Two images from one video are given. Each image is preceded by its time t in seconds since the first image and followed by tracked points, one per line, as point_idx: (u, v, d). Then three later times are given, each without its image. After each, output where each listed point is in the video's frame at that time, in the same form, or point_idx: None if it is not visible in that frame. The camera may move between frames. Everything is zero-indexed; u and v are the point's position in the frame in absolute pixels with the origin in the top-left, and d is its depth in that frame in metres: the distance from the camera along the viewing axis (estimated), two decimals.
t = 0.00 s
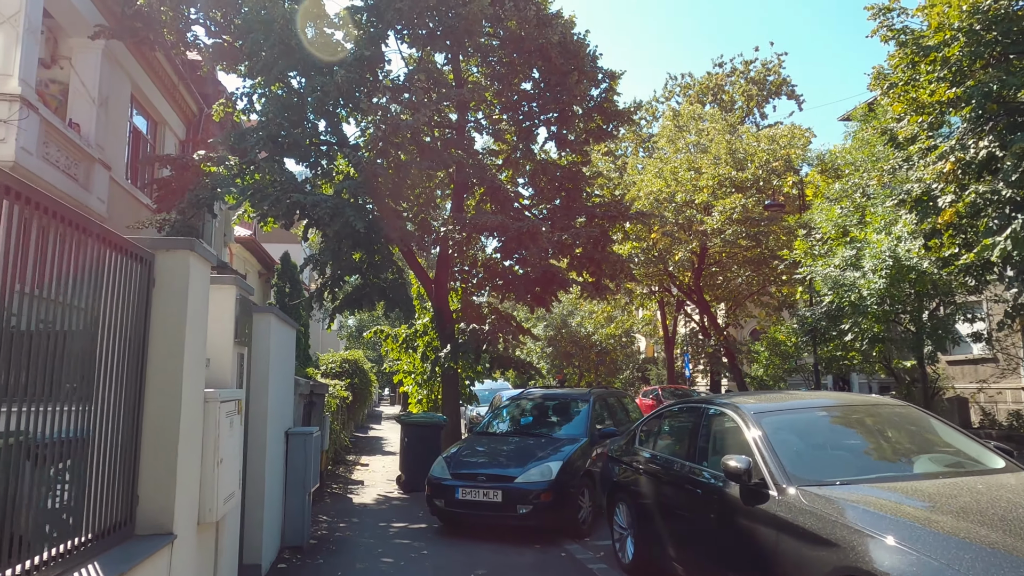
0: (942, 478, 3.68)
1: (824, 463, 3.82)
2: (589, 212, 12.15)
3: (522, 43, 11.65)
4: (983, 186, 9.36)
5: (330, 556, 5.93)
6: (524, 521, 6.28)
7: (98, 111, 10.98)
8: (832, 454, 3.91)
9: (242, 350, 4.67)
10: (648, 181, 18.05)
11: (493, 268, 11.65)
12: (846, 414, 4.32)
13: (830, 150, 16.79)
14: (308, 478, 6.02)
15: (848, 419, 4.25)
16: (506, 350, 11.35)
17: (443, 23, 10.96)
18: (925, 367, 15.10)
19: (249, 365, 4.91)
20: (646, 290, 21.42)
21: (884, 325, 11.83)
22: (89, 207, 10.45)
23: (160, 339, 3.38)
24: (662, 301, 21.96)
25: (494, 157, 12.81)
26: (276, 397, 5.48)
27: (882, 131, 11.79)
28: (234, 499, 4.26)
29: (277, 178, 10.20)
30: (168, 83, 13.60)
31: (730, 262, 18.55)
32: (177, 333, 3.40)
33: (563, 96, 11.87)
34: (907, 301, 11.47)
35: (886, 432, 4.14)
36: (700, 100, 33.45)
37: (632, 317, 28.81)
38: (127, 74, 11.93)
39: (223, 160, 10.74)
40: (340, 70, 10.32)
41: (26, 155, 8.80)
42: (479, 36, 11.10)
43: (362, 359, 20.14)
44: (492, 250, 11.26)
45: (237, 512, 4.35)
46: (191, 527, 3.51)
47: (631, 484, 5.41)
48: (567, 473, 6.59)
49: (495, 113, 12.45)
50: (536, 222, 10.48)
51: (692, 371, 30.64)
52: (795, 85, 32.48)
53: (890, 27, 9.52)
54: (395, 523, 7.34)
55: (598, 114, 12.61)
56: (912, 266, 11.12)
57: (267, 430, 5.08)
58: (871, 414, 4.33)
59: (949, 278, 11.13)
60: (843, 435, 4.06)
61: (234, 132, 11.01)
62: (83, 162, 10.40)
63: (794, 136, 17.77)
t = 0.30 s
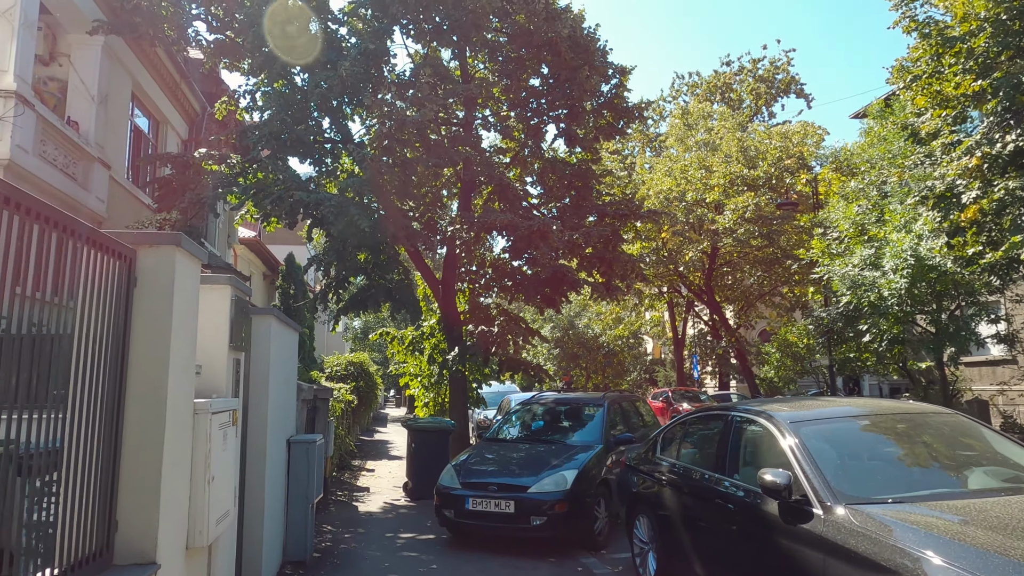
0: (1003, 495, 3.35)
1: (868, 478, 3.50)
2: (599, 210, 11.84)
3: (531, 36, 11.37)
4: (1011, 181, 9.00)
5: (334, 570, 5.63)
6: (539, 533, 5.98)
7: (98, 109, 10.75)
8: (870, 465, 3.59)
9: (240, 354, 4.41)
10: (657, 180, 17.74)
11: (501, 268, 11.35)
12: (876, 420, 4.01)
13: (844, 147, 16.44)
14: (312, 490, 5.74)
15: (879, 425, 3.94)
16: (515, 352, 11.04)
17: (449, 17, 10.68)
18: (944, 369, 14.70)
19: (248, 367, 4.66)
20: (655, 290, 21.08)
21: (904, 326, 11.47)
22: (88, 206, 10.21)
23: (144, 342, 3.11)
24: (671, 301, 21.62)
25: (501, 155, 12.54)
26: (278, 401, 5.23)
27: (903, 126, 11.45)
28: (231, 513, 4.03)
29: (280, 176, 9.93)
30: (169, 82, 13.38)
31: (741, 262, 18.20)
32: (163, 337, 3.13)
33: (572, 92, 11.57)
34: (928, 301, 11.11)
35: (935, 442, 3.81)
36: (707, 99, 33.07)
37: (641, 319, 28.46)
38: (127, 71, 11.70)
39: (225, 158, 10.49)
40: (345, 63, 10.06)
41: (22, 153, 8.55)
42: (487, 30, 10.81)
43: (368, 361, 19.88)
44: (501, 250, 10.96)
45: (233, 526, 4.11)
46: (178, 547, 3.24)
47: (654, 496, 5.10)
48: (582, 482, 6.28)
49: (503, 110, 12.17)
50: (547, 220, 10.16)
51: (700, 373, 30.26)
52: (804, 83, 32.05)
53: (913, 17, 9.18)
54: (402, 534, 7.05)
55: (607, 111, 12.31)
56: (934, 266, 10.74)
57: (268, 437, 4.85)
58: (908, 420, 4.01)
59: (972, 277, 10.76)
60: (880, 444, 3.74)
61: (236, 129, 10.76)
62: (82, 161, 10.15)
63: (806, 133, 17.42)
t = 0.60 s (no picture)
0: None
1: (933, 481, 3.17)
2: (612, 205, 11.51)
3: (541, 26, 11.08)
4: None
5: None
6: (558, 539, 5.67)
7: (99, 103, 10.50)
8: (930, 467, 3.26)
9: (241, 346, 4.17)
10: (669, 176, 17.40)
11: (512, 264, 11.04)
12: (936, 418, 3.66)
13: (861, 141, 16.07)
14: (320, 495, 5.46)
15: (937, 424, 3.59)
16: (527, 351, 10.73)
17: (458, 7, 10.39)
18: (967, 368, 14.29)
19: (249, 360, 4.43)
20: (666, 288, 20.72)
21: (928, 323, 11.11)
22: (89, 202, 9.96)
23: (130, 330, 2.85)
24: (683, 300, 21.28)
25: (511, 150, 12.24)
26: (283, 397, 4.99)
27: (927, 116, 11.09)
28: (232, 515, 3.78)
29: (285, 171, 9.66)
30: (172, 78, 13.15)
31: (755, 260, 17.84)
32: (151, 321, 2.86)
33: (584, 83, 11.26)
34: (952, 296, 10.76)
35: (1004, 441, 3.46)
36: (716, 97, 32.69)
37: (650, 318, 28.11)
38: (128, 66, 11.47)
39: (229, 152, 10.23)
40: (351, 51, 9.80)
41: (19, 145, 8.31)
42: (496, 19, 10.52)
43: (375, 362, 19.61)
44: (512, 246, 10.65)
45: (234, 530, 3.86)
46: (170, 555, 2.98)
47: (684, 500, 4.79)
48: (603, 485, 5.97)
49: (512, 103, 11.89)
50: (560, 214, 9.83)
51: (711, 373, 29.87)
52: (814, 80, 31.62)
53: None
54: (413, 539, 6.74)
55: (620, 103, 12.02)
56: (959, 260, 10.37)
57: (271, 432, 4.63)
58: (971, 417, 3.66)
59: (1000, 272, 10.39)
60: (940, 443, 3.41)
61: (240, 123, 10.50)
62: (82, 155, 9.91)
63: (821, 127, 17.04)
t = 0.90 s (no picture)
0: None
1: (1005, 503, 2.86)
2: (626, 204, 11.21)
3: (552, 20, 10.80)
4: None
5: None
6: (578, 555, 5.36)
7: (102, 103, 10.29)
8: (1001, 486, 2.95)
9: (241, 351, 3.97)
10: (681, 175, 17.07)
11: (524, 265, 10.75)
12: (1000, 431, 3.34)
13: (878, 137, 15.70)
14: (326, 510, 5.16)
15: (1003, 438, 3.27)
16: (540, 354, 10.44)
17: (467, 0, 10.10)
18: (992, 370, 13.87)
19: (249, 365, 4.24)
20: (678, 289, 20.38)
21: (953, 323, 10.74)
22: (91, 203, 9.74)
23: (107, 333, 2.64)
24: (695, 301, 20.94)
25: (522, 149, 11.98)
26: (287, 404, 4.79)
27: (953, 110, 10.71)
28: (229, 528, 3.58)
29: (291, 170, 9.40)
30: (177, 77, 12.93)
31: (769, 260, 17.51)
32: (133, 322, 2.66)
33: (597, 79, 10.99)
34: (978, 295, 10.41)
35: None
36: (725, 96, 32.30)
37: (660, 320, 27.79)
38: (131, 65, 11.24)
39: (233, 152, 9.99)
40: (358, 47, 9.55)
41: (18, 145, 8.08)
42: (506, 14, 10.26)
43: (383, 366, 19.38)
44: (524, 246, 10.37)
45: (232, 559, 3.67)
46: None
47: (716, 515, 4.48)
48: (625, 497, 5.66)
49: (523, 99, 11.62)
50: (574, 213, 9.51)
51: (721, 375, 29.50)
52: (825, 78, 31.19)
53: None
54: (425, 552, 6.46)
55: (632, 100, 11.69)
56: (988, 259, 10.00)
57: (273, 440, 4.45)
58: None
59: None
60: (1007, 460, 3.10)
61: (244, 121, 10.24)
62: (85, 156, 9.70)
63: (837, 124, 16.67)
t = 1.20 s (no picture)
0: None
1: None
2: (638, 199, 10.88)
3: (561, 10, 10.50)
4: None
5: None
6: (594, 563, 5.05)
7: (99, 96, 10.04)
8: None
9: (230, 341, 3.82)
10: (691, 172, 16.73)
11: (532, 262, 10.44)
12: None
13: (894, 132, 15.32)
14: (327, 514, 4.91)
15: None
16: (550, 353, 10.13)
17: None
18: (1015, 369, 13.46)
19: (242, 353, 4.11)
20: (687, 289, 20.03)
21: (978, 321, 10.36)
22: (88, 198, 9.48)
23: (60, 302, 2.46)
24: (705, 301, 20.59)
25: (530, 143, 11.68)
26: (285, 401, 4.63)
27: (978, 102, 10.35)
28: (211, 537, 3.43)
29: (293, 164, 9.12)
30: (178, 71, 12.64)
31: (782, 259, 17.15)
32: (89, 290, 2.48)
33: (608, 71, 10.70)
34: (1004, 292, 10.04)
35: None
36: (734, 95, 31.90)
37: (669, 321, 27.42)
38: (129, 57, 10.94)
39: (234, 145, 9.73)
40: (361, 37, 9.27)
41: (12, 137, 7.83)
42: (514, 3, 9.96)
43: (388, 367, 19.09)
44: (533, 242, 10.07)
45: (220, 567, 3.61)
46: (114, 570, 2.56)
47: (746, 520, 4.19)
48: (643, 502, 5.34)
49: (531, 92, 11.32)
50: (585, 206, 9.18)
51: (730, 376, 29.12)
52: (835, 76, 30.77)
53: None
54: (431, 558, 6.15)
55: (643, 93, 11.34)
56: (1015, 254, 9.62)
57: (268, 437, 4.28)
58: None
59: None
60: None
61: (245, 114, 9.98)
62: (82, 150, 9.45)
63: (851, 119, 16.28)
